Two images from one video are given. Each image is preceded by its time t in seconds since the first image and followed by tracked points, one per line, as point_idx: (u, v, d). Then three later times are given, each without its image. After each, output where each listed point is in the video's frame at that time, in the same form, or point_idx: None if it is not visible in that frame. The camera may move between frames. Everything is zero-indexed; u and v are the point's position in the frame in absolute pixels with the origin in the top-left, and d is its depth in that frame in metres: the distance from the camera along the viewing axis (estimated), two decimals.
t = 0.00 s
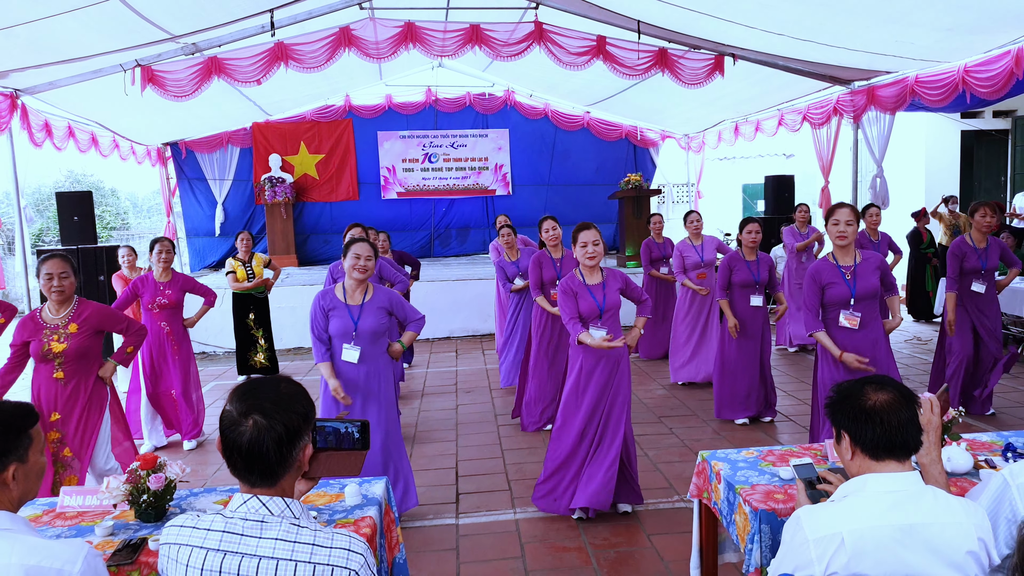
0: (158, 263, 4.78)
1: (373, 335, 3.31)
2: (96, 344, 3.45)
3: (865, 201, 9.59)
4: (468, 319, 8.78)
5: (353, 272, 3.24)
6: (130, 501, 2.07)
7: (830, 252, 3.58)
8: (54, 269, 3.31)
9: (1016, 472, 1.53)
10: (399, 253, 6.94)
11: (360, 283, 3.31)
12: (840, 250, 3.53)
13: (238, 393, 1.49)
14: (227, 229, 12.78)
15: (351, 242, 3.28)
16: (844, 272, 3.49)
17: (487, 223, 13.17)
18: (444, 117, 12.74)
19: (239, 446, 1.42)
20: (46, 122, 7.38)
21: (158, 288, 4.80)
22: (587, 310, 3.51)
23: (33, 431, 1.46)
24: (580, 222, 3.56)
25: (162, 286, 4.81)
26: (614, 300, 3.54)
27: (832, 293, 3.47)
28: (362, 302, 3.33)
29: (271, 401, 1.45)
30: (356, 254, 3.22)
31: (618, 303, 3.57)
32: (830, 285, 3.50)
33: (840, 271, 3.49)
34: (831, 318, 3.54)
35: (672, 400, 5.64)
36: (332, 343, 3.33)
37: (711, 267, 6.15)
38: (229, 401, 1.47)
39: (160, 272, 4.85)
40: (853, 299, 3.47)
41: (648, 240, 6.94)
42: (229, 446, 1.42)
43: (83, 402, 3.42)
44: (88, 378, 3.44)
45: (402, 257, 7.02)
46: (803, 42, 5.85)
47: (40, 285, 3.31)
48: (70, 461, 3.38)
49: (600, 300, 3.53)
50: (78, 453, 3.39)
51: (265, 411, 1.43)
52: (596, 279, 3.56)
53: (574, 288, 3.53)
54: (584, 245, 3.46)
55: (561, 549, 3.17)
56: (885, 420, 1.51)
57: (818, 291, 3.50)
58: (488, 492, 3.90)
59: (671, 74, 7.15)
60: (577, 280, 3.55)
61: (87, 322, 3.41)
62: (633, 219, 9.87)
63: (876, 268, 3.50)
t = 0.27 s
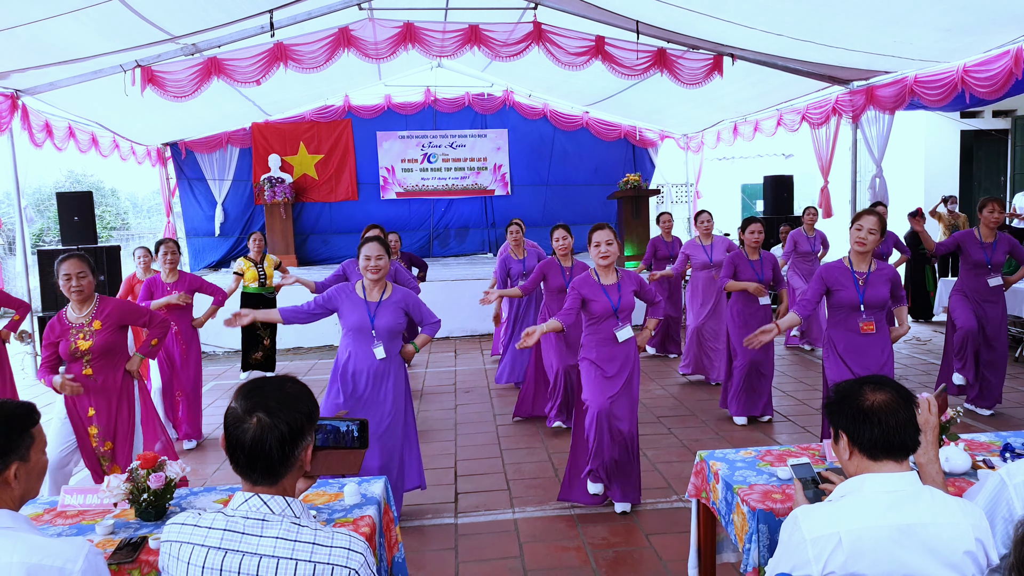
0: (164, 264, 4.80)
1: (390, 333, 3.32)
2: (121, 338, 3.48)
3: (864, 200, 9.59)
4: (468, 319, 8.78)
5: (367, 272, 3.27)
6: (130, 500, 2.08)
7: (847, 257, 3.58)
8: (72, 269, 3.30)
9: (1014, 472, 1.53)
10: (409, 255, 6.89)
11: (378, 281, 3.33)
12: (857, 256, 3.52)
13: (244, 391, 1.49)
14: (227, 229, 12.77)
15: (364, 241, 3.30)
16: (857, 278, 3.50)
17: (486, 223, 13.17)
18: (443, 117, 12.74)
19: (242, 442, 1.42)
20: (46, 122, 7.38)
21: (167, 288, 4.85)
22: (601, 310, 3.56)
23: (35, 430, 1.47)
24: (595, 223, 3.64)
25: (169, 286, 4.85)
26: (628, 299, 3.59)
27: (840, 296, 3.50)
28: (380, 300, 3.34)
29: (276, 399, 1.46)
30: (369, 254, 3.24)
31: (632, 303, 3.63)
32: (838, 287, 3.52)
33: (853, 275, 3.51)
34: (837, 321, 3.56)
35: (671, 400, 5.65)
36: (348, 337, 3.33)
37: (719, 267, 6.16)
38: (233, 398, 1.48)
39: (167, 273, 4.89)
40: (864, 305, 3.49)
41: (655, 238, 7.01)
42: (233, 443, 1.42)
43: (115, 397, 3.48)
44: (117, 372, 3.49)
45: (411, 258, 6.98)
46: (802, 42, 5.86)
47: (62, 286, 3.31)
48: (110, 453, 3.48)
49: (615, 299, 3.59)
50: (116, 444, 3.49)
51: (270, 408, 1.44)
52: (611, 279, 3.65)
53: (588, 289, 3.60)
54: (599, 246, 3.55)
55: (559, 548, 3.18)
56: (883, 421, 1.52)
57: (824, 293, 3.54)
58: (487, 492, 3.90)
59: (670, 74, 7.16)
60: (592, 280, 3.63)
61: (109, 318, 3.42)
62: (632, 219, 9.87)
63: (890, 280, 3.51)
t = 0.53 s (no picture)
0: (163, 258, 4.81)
1: (388, 324, 3.31)
2: (129, 323, 3.49)
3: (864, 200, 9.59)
4: (467, 318, 8.79)
5: (369, 266, 3.29)
6: (129, 497, 2.08)
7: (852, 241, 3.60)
8: (78, 256, 3.31)
9: (1011, 471, 1.53)
10: (414, 255, 6.87)
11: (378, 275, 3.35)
12: (861, 241, 3.54)
13: (245, 386, 1.49)
14: (227, 228, 12.77)
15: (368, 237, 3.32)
16: (858, 261, 3.53)
17: (486, 223, 13.16)
18: (443, 116, 12.73)
19: (243, 437, 1.41)
20: (46, 121, 7.37)
21: (166, 282, 4.82)
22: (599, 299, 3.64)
23: (32, 426, 1.47)
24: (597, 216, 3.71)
25: (169, 280, 4.82)
26: (627, 292, 3.67)
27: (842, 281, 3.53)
28: (379, 291, 3.36)
29: (278, 395, 1.46)
30: (373, 249, 3.27)
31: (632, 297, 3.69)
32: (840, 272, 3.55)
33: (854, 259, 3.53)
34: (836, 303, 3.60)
35: (670, 399, 5.65)
36: (346, 329, 3.33)
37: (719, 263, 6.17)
38: (234, 394, 1.47)
39: (166, 268, 4.87)
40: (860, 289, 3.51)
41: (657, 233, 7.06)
42: (234, 437, 1.41)
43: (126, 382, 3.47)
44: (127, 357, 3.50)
45: (415, 257, 6.94)
46: (802, 41, 5.85)
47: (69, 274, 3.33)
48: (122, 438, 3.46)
49: (614, 291, 3.67)
50: (129, 430, 3.47)
51: (272, 404, 1.44)
52: (611, 272, 3.73)
53: (589, 279, 3.69)
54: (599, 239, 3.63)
55: (558, 547, 3.18)
56: (880, 418, 1.52)
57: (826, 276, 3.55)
58: (486, 491, 3.90)
59: (671, 73, 7.15)
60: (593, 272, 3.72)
61: (117, 305, 3.44)
62: (632, 219, 9.87)
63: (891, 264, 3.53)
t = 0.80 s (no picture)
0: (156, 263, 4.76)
1: (382, 335, 3.30)
2: (128, 334, 3.46)
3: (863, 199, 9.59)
4: (466, 316, 8.78)
5: (370, 270, 3.26)
6: (124, 493, 2.08)
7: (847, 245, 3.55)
8: (79, 267, 3.29)
9: (1006, 464, 1.54)
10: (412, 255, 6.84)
11: (375, 282, 3.32)
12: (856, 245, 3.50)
13: (247, 377, 1.49)
14: (226, 226, 12.76)
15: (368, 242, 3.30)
16: (861, 265, 3.49)
17: (485, 222, 13.15)
18: (442, 115, 12.73)
19: (245, 427, 1.41)
20: (44, 118, 7.36)
21: (162, 287, 4.80)
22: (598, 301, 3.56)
23: (25, 420, 1.46)
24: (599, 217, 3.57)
25: (165, 285, 4.80)
26: (625, 293, 3.58)
27: (844, 285, 3.49)
28: (376, 301, 3.32)
29: (280, 386, 1.47)
30: (374, 253, 3.25)
31: (629, 299, 3.60)
32: (843, 276, 3.50)
33: (857, 263, 3.48)
34: (839, 308, 3.58)
35: (669, 397, 5.65)
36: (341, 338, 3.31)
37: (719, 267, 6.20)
38: (236, 384, 1.47)
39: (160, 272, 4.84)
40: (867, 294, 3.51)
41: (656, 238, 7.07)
42: (234, 428, 1.41)
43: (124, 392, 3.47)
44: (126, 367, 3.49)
45: (414, 258, 6.84)
46: (801, 40, 5.85)
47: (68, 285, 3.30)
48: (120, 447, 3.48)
49: (611, 293, 3.58)
50: (127, 439, 3.48)
51: (274, 395, 1.44)
52: (611, 273, 3.62)
53: (587, 280, 3.59)
54: (599, 242, 3.54)
55: (556, 544, 3.18)
56: (877, 411, 1.52)
57: (828, 281, 3.50)
58: (483, 488, 3.90)
59: (669, 72, 7.16)
60: (592, 273, 3.61)
61: (117, 314, 3.42)
62: (631, 218, 9.87)
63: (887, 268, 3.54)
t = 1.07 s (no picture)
0: (148, 258, 4.73)
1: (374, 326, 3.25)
2: (123, 326, 3.46)
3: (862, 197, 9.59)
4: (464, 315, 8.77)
5: (353, 263, 3.22)
6: (120, 489, 2.06)
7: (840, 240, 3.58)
8: (79, 255, 3.32)
9: (1009, 456, 1.53)
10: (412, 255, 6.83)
11: (362, 273, 3.29)
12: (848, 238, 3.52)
13: (245, 369, 1.48)
14: (224, 226, 12.74)
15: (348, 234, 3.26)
16: (855, 258, 3.50)
17: (484, 221, 13.13)
18: (440, 114, 12.72)
19: (244, 420, 1.39)
20: (41, 118, 7.34)
21: (153, 280, 4.76)
22: (590, 296, 3.45)
23: (20, 413, 1.45)
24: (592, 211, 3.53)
25: (156, 278, 4.77)
26: (620, 288, 3.49)
27: (839, 277, 3.48)
28: (364, 292, 3.29)
29: (280, 377, 1.46)
30: (356, 245, 3.21)
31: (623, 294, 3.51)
32: (836, 269, 3.50)
33: (850, 257, 3.50)
34: (837, 302, 3.54)
35: (668, 395, 5.64)
36: (332, 331, 3.27)
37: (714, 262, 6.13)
38: (234, 376, 1.47)
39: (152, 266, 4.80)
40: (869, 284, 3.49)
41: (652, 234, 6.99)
42: (233, 420, 1.40)
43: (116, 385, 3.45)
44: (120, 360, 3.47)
45: (415, 258, 6.83)
46: (799, 37, 5.84)
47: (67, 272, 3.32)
48: (106, 441, 3.43)
49: (605, 288, 3.49)
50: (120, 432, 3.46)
51: (273, 386, 1.43)
52: (605, 268, 3.54)
53: (579, 275, 3.52)
54: (594, 235, 3.45)
55: (555, 541, 3.17)
56: (878, 402, 1.51)
57: (819, 275, 3.52)
58: (482, 486, 3.88)
59: (668, 70, 7.15)
60: (586, 268, 3.53)
61: (115, 305, 3.43)
62: (630, 217, 9.86)
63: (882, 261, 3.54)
